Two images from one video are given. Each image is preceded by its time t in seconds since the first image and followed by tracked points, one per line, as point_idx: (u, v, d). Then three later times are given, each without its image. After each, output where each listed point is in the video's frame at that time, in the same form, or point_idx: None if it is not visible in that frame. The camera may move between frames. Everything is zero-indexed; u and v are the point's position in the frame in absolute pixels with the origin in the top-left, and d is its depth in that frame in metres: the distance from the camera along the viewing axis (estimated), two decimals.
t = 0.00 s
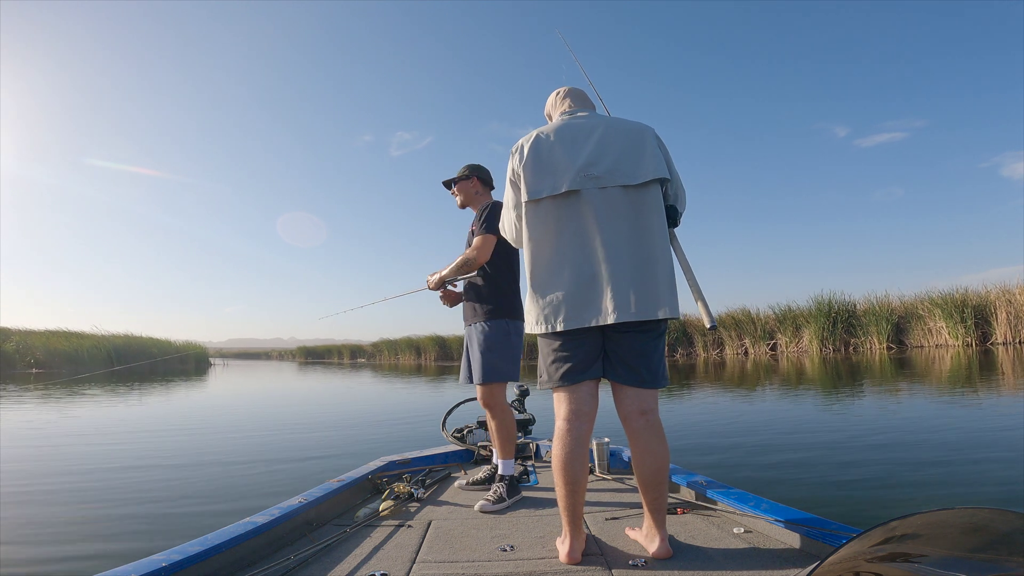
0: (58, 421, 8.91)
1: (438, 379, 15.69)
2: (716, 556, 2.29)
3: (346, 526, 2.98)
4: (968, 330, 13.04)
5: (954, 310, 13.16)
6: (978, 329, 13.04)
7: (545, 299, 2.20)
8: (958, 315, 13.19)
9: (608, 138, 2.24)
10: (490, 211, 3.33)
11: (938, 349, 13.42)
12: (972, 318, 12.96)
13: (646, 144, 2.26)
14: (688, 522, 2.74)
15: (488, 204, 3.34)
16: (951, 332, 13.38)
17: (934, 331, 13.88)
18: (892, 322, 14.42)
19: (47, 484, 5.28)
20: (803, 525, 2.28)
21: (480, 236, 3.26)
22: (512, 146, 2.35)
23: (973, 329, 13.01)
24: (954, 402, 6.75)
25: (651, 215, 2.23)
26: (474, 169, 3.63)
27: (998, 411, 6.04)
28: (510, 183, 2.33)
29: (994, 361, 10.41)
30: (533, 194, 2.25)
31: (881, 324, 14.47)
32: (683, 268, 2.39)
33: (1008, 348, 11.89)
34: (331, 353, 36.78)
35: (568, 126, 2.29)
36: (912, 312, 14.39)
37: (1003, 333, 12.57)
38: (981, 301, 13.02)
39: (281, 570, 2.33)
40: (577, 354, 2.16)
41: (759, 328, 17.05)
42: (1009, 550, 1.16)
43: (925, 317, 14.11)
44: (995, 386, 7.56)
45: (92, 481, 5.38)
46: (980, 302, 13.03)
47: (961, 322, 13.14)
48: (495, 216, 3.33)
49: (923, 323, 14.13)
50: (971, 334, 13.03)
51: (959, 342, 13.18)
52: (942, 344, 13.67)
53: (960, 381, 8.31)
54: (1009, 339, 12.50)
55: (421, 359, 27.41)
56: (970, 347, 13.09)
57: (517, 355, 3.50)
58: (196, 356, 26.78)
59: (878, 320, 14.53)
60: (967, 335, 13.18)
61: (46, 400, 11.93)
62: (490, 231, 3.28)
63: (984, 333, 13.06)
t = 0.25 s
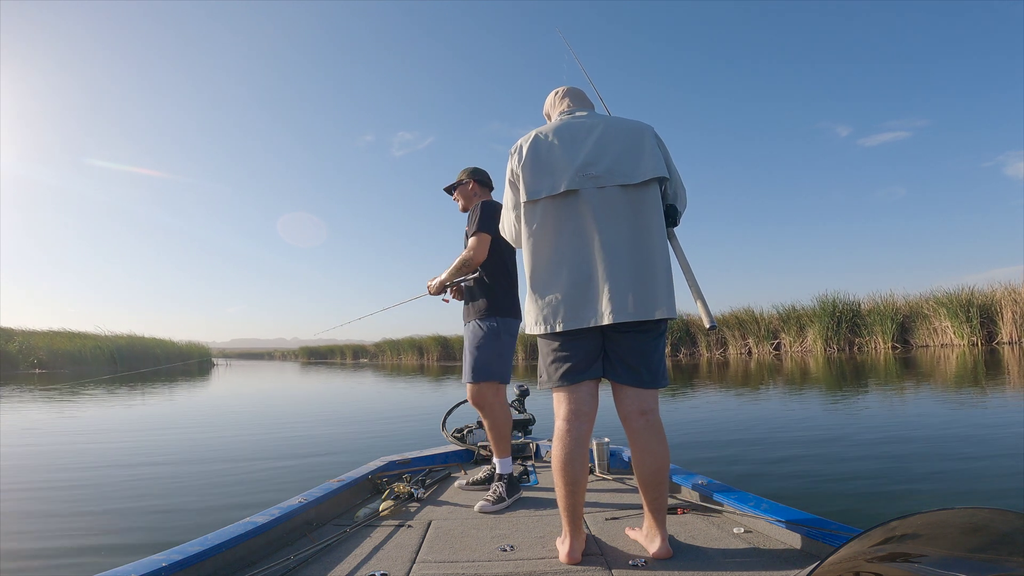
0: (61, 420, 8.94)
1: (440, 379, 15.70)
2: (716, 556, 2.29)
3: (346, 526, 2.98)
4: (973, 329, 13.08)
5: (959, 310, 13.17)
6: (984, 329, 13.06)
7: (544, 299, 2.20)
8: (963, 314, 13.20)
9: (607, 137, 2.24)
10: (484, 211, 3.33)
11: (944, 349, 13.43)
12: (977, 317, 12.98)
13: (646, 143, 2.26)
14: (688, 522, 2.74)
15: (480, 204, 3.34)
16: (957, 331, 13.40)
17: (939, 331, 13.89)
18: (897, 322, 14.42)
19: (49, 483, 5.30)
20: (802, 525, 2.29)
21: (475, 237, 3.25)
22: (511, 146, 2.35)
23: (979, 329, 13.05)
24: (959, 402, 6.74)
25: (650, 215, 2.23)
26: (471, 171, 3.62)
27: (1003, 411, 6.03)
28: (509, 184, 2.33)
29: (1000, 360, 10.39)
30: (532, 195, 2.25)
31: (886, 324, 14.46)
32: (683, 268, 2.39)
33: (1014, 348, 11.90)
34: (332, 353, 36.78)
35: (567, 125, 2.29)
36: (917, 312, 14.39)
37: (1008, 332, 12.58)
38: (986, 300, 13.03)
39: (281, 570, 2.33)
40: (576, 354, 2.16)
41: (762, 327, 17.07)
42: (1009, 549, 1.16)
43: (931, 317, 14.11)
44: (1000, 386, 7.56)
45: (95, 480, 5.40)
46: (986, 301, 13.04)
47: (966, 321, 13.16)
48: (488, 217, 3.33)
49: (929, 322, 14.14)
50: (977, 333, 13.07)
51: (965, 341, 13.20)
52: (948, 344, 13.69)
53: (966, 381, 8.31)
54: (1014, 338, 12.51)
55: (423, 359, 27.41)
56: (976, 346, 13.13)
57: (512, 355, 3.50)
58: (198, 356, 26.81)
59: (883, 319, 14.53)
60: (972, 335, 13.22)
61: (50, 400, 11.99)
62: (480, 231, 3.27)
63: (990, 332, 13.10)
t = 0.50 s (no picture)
0: (64, 420, 8.99)
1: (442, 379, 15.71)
2: (715, 556, 2.29)
3: (346, 525, 2.99)
4: (978, 329, 13.05)
5: (964, 309, 13.16)
6: (989, 328, 13.04)
7: (544, 300, 2.20)
8: (969, 313, 13.19)
9: (607, 136, 2.24)
10: (485, 211, 3.32)
11: (949, 348, 13.41)
12: (983, 316, 12.96)
13: (646, 142, 2.26)
14: (688, 522, 2.74)
15: (479, 204, 3.33)
16: (962, 331, 13.39)
17: (944, 330, 13.87)
18: (902, 321, 14.40)
19: (53, 482, 5.33)
20: (802, 525, 2.29)
21: (478, 236, 3.24)
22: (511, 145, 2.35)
23: (984, 328, 13.01)
24: (964, 401, 6.73)
25: (651, 214, 2.23)
26: (469, 174, 3.62)
27: (1008, 411, 6.02)
28: (509, 183, 2.33)
29: (1006, 360, 10.37)
30: (532, 193, 2.25)
31: (891, 323, 14.44)
32: (683, 268, 2.39)
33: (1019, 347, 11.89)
34: (335, 353, 36.81)
35: (567, 125, 2.29)
36: (922, 311, 14.37)
37: (1013, 332, 12.57)
38: (992, 299, 13.00)
39: (281, 570, 2.33)
40: (577, 354, 2.16)
41: (766, 327, 17.07)
42: (1009, 550, 1.16)
43: (936, 316, 14.10)
44: (1005, 386, 7.55)
45: (98, 479, 5.43)
46: (991, 300, 13.02)
47: (971, 321, 13.14)
48: (489, 217, 3.32)
49: (934, 322, 14.12)
50: (982, 333, 13.04)
51: (970, 340, 13.19)
52: (953, 343, 13.67)
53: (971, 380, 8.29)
54: (1020, 338, 12.50)
55: (425, 359, 27.41)
56: (981, 345, 13.12)
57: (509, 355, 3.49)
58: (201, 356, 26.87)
59: (888, 319, 14.51)
60: (977, 334, 13.20)
61: (55, 399, 12.08)
62: (484, 230, 3.25)
63: (995, 331, 13.07)
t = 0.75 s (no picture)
0: (67, 420, 9.00)
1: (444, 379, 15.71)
2: (715, 556, 2.29)
3: (346, 526, 2.99)
4: (984, 328, 13.02)
5: (969, 308, 13.12)
6: (995, 327, 12.98)
7: (544, 300, 2.20)
8: (974, 313, 13.14)
9: (607, 136, 2.24)
10: (485, 213, 3.32)
11: (955, 348, 13.38)
12: (988, 315, 12.91)
13: (647, 142, 2.26)
14: (688, 522, 2.74)
15: (479, 206, 3.33)
16: (967, 330, 13.36)
17: (950, 330, 13.83)
18: (907, 321, 14.37)
19: (56, 481, 5.35)
20: (802, 525, 2.29)
21: (481, 240, 3.25)
22: (511, 144, 2.35)
23: (990, 327, 12.97)
24: (969, 401, 6.72)
25: (651, 214, 2.22)
26: (463, 175, 3.62)
27: (1013, 410, 6.00)
28: (509, 183, 2.33)
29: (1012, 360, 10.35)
30: (532, 193, 2.25)
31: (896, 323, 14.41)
32: (684, 268, 2.39)
33: None
34: (337, 353, 36.83)
35: (567, 124, 2.29)
36: (927, 311, 14.34)
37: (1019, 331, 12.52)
38: (998, 298, 12.94)
39: (281, 570, 2.33)
40: (577, 354, 2.16)
41: (770, 326, 17.07)
42: (1009, 550, 1.16)
43: (941, 315, 14.06)
44: (1010, 386, 7.52)
45: (101, 478, 5.45)
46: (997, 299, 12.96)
47: (977, 320, 13.10)
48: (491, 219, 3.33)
49: (939, 321, 14.09)
50: (988, 332, 13.00)
51: (976, 340, 13.17)
52: (959, 343, 13.63)
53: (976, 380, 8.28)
54: None
55: (427, 359, 27.41)
56: (986, 345, 13.09)
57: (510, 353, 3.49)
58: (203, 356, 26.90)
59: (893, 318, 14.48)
60: (983, 334, 13.17)
61: (60, 399, 12.14)
62: (489, 233, 3.26)
63: (1001, 330, 13.01)
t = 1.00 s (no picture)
0: (70, 420, 9.03)
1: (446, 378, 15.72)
2: (715, 555, 2.29)
3: (346, 526, 2.98)
4: (990, 327, 12.86)
5: (975, 307, 12.99)
6: (1001, 326, 12.81)
7: (545, 301, 2.20)
8: (980, 312, 13.00)
9: (609, 135, 2.24)
10: (486, 214, 3.31)
11: (960, 347, 13.27)
12: (994, 315, 12.74)
13: (648, 141, 2.26)
14: (688, 522, 2.74)
15: (479, 206, 3.32)
16: (973, 329, 13.24)
17: (955, 329, 13.75)
18: (912, 320, 14.30)
19: (59, 479, 5.37)
20: (802, 525, 2.29)
21: (483, 241, 3.24)
22: (511, 143, 2.34)
23: (996, 327, 12.81)
24: (975, 400, 6.70)
25: (653, 215, 2.22)
26: (462, 173, 3.62)
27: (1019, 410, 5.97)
28: (510, 183, 2.33)
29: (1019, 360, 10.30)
30: (533, 193, 2.24)
31: (901, 322, 14.35)
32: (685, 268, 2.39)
33: None
34: (340, 354, 36.87)
35: (568, 124, 2.29)
36: (932, 309, 14.26)
37: None
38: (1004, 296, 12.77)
39: (281, 570, 2.33)
40: (578, 354, 2.16)
41: (774, 326, 17.08)
42: (1009, 550, 1.15)
43: (946, 314, 13.98)
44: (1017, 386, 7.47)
45: (104, 477, 5.46)
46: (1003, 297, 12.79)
47: (983, 319, 12.96)
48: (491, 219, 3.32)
49: (944, 320, 14.01)
50: (994, 331, 12.85)
51: (982, 338, 13.06)
52: (965, 342, 13.53)
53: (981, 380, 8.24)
54: None
55: (430, 359, 27.41)
56: (992, 344, 12.95)
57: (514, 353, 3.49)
58: (207, 357, 26.95)
59: (898, 317, 14.41)
60: (989, 333, 13.02)
61: (64, 399, 12.17)
62: (490, 234, 3.26)
63: (1007, 329, 12.83)
